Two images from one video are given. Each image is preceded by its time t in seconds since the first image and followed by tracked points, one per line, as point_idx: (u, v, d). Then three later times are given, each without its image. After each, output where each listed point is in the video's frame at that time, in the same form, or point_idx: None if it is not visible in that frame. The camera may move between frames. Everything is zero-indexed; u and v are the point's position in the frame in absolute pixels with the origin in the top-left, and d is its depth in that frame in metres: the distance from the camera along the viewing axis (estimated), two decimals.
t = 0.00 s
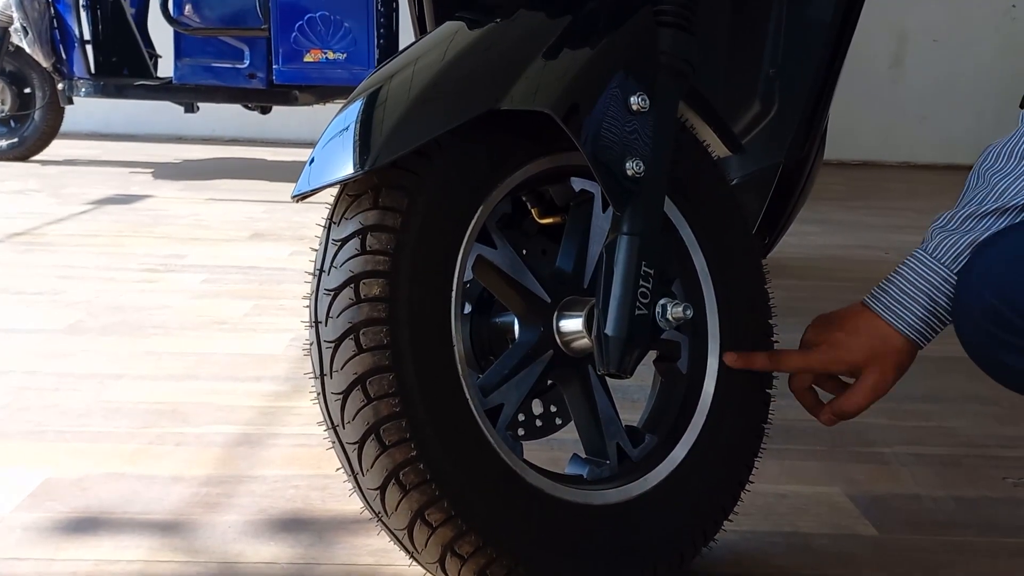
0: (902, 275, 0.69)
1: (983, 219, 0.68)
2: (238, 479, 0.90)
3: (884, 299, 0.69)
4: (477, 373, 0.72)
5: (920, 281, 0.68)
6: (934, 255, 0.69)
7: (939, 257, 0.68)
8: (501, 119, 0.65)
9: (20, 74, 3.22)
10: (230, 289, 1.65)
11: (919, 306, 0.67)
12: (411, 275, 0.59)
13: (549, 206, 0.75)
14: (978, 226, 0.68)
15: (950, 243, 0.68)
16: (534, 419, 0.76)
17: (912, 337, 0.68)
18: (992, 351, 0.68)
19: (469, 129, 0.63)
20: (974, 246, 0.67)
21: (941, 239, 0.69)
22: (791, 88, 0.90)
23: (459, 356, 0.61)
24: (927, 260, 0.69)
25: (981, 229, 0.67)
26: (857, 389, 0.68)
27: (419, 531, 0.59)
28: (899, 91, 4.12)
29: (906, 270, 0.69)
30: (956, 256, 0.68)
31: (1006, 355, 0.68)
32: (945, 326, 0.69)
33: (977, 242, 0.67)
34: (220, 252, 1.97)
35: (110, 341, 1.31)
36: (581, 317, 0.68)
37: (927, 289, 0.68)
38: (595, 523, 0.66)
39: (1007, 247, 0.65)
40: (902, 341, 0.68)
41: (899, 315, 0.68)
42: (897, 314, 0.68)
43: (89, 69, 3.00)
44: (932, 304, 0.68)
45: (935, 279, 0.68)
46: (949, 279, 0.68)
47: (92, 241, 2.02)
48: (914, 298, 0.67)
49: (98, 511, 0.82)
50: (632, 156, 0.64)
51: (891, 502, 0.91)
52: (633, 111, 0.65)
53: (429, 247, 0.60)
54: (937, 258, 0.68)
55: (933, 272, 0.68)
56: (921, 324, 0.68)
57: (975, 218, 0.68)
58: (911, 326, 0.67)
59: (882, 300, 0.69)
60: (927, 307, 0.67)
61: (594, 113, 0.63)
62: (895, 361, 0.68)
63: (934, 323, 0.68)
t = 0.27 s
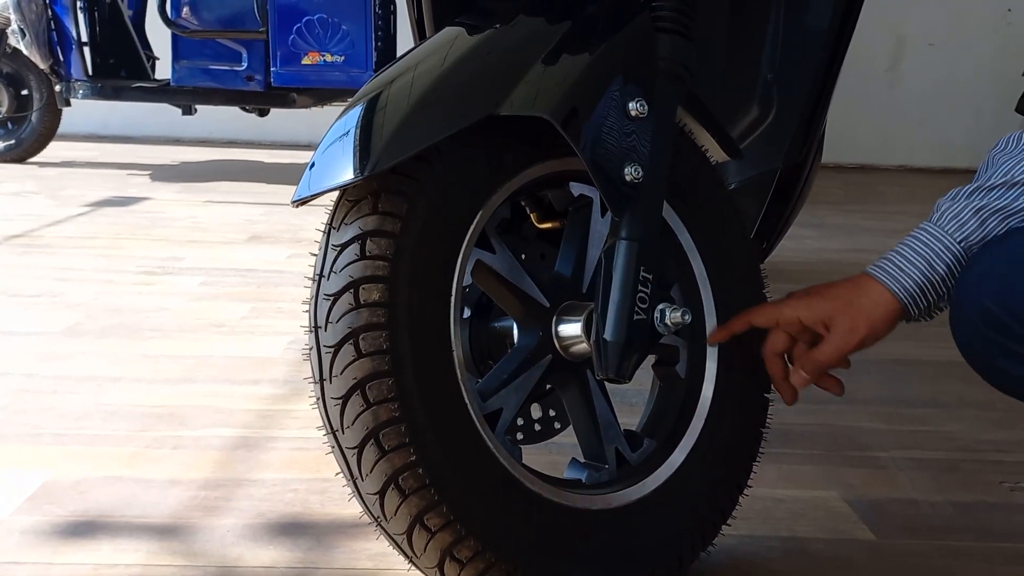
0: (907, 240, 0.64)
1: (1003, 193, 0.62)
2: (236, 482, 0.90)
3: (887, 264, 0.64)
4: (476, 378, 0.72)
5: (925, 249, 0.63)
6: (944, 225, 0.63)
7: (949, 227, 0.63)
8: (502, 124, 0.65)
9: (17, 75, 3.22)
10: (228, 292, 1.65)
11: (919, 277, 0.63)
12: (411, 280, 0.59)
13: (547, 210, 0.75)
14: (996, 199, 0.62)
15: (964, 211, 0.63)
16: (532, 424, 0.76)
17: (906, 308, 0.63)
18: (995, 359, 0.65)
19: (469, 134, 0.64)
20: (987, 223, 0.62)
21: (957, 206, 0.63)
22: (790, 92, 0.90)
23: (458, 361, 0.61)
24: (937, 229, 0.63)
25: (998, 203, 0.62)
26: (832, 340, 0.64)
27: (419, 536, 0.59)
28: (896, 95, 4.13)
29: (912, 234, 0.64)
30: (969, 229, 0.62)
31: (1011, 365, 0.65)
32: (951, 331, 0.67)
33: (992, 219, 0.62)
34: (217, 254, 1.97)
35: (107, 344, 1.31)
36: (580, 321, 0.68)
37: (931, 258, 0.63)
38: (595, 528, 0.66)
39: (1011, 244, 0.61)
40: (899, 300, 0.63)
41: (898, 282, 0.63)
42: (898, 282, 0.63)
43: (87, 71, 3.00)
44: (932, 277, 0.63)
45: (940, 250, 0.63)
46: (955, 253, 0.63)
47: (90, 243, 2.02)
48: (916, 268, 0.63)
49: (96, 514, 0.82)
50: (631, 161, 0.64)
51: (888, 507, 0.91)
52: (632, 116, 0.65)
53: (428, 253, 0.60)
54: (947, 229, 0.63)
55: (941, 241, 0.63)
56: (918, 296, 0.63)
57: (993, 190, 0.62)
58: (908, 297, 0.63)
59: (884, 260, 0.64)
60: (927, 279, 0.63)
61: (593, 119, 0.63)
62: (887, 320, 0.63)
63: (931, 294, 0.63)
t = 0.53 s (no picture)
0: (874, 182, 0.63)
1: (988, 163, 0.61)
2: (234, 482, 0.89)
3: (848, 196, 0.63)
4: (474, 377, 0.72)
5: (895, 193, 0.61)
6: (922, 176, 0.62)
7: (928, 180, 0.62)
8: (500, 123, 0.65)
9: (13, 75, 3.21)
10: (225, 292, 1.64)
11: (880, 221, 0.61)
12: (409, 279, 0.59)
13: (546, 209, 0.75)
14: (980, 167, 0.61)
15: (946, 170, 0.62)
16: (530, 423, 0.76)
17: (858, 249, 0.62)
18: (994, 355, 0.67)
19: (468, 132, 0.63)
20: (968, 190, 0.61)
21: (939, 164, 0.62)
22: (786, 91, 0.90)
23: (456, 360, 0.61)
24: (914, 180, 0.62)
25: (980, 171, 0.61)
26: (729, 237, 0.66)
27: (417, 534, 0.59)
28: (892, 94, 4.13)
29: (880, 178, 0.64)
30: (948, 189, 0.61)
31: (1008, 359, 0.67)
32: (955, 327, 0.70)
33: (973, 187, 0.61)
34: (214, 254, 1.97)
35: (104, 343, 1.31)
36: (578, 320, 0.68)
37: (901, 206, 0.61)
38: (593, 527, 0.66)
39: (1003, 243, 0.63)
40: (813, 224, 0.63)
41: (858, 222, 0.62)
42: (857, 221, 0.62)
43: (83, 70, 2.99)
44: (896, 226, 0.61)
45: (914, 201, 0.61)
46: (929, 211, 0.61)
47: (86, 243, 2.02)
48: (881, 211, 0.61)
49: (93, 514, 0.82)
50: (629, 159, 0.64)
51: (885, 505, 0.91)
52: (630, 115, 0.65)
53: (426, 251, 0.60)
54: (926, 182, 0.61)
55: (918, 192, 0.61)
56: (874, 239, 0.62)
57: (977, 157, 0.61)
58: (864, 238, 0.62)
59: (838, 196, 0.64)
60: (889, 226, 0.61)
61: (591, 117, 0.63)
62: (795, 240, 0.64)
63: (889, 246, 0.61)
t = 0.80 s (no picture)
0: (838, 231, 0.64)
1: (954, 212, 0.61)
2: (231, 485, 0.89)
3: (812, 253, 0.64)
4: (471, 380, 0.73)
5: (862, 249, 0.62)
6: (888, 225, 0.62)
7: (901, 231, 0.62)
8: (499, 127, 0.65)
9: (10, 76, 3.20)
10: (222, 294, 1.64)
11: (852, 277, 0.63)
12: (407, 283, 0.60)
13: (544, 213, 0.75)
14: (946, 216, 0.61)
15: (918, 220, 0.61)
16: (527, 426, 0.76)
17: (834, 308, 0.64)
18: (994, 359, 0.68)
19: (466, 136, 0.64)
20: (937, 238, 0.61)
21: (905, 212, 0.62)
22: (782, 94, 0.90)
23: (454, 364, 0.61)
24: (881, 232, 0.62)
25: (947, 220, 0.61)
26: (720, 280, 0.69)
27: (415, 539, 0.59)
28: (889, 97, 4.14)
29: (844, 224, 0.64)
30: (917, 241, 0.61)
31: (1007, 362, 0.67)
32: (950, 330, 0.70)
33: (941, 237, 0.61)
34: (211, 256, 1.97)
35: (101, 346, 1.31)
36: (575, 324, 0.68)
37: (870, 263, 0.62)
38: (590, 532, 0.66)
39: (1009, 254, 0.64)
40: (776, 291, 0.66)
41: (828, 283, 0.64)
42: (827, 279, 0.64)
43: (80, 72, 2.99)
44: (869, 281, 0.63)
45: (883, 255, 0.62)
46: (900, 263, 0.62)
47: (83, 245, 2.01)
48: (850, 268, 0.63)
49: (90, 517, 0.82)
50: (627, 164, 0.64)
51: (882, 508, 0.91)
52: (628, 119, 0.65)
53: (424, 256, 0.60)
54: (893, 234, 0.62)
55: (885, 246, 0.62)
56: (849, 297, 0.64)
57: (943, 205, 0.61)
58: (839, 296, 0.64)
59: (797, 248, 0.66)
60: (861, 282, 0.63)
61: (590, 121, 0.63)
62: (761, 309, 0.66)
63: (867, 299, 0.63)
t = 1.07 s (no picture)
0: (827, 220, 0.64)
1: (943, 205, 0.61)
2: (230, 483, 0.89)
3: (801, 242, 0.64)
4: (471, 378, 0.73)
5: (851, 240, 0.62)
6: (877, 217, 0.62)
7: (890, 224, 0.62)
8: (500, 124, 0.65)
9: (8, 75, 3.20)
10: (221, 292, 1.64)
11: (840, 268, 0.63)
12: (408, 280, 0.60)
13: (543, 210, 0.75)
14: (935, 209, 0.61)
15: (907, 214, 0.61)
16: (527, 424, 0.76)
17: (821, 297, 0.64)
18: (990, 357, 0.69)
19: (467, 133, 0.64)
20: (925, 232, 0.61)
21: (895, 203, 0.61)
22: (781, 95, 0.90)
23: (454, 361, 0.61)
24: (869, 223, 0.62)
25: (936, 214, 0.61)
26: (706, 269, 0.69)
27: (414, 535, 0.59)
28: (887, 97, 4.14)
29: (834, 214, 0.64)
30: (905, 233, 0.61)
31: (1002, 361, 0.68)
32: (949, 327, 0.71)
33: (930, 231, 0.61)
34: (210, 255, 1.96)
35: (99, 344, 1.31)
36: (575, 322, 0.68)
37: (857, 254, 0.62)
38: (590, 530, 0.66)
39: (1004, 252, 0.65)
40: (761, 277, 0.66)
41: (815, 272, 0.64)
42: (814, 269, 0.64)
43: (79, 71, 2.99)
44: (856, 272, 0.63)
45: (870, 247, 0.62)
46: (887, 255, 0.62)
47: (81, 244, 2.01)
48: (838, 259, 0.63)
49: (89, 514, 0.82)
50: (627, 161, 0.64)
51: (880, 506, 0.91)
52: (628, 117, 0.65)
53: (425, 253, 0.60)
54: (882, 225, 0.62)
55: (873, 237, 0.62)
56: (836, 287, 0.64)
57: (933, 199, 0.61)
58: (826, 286, 0.64)
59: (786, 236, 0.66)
60: (848, 274, 0.63)
61: (590, 119, 0.63)
62: (743, 294, 0.66)
63: (853, 290, 0.63)
